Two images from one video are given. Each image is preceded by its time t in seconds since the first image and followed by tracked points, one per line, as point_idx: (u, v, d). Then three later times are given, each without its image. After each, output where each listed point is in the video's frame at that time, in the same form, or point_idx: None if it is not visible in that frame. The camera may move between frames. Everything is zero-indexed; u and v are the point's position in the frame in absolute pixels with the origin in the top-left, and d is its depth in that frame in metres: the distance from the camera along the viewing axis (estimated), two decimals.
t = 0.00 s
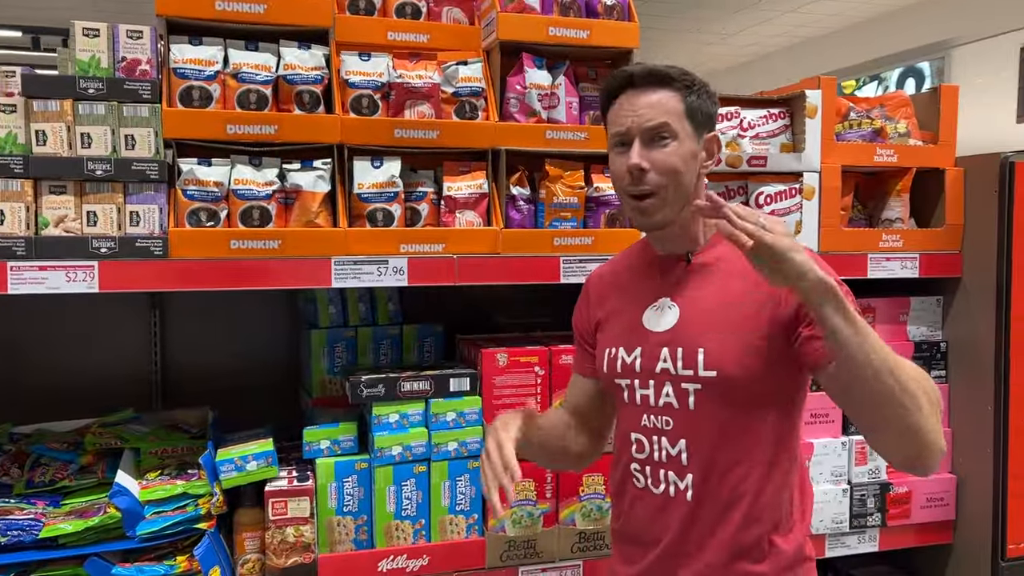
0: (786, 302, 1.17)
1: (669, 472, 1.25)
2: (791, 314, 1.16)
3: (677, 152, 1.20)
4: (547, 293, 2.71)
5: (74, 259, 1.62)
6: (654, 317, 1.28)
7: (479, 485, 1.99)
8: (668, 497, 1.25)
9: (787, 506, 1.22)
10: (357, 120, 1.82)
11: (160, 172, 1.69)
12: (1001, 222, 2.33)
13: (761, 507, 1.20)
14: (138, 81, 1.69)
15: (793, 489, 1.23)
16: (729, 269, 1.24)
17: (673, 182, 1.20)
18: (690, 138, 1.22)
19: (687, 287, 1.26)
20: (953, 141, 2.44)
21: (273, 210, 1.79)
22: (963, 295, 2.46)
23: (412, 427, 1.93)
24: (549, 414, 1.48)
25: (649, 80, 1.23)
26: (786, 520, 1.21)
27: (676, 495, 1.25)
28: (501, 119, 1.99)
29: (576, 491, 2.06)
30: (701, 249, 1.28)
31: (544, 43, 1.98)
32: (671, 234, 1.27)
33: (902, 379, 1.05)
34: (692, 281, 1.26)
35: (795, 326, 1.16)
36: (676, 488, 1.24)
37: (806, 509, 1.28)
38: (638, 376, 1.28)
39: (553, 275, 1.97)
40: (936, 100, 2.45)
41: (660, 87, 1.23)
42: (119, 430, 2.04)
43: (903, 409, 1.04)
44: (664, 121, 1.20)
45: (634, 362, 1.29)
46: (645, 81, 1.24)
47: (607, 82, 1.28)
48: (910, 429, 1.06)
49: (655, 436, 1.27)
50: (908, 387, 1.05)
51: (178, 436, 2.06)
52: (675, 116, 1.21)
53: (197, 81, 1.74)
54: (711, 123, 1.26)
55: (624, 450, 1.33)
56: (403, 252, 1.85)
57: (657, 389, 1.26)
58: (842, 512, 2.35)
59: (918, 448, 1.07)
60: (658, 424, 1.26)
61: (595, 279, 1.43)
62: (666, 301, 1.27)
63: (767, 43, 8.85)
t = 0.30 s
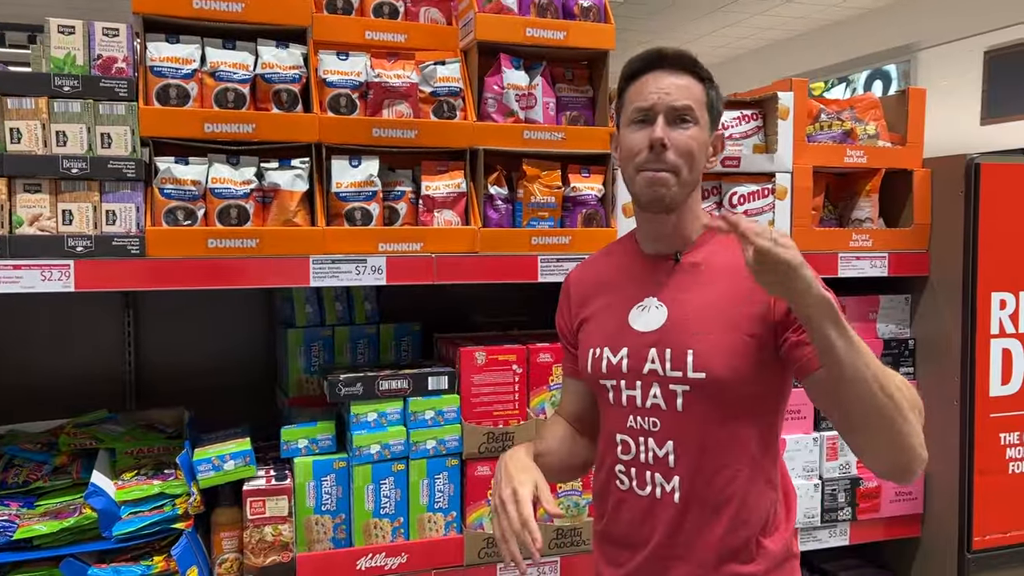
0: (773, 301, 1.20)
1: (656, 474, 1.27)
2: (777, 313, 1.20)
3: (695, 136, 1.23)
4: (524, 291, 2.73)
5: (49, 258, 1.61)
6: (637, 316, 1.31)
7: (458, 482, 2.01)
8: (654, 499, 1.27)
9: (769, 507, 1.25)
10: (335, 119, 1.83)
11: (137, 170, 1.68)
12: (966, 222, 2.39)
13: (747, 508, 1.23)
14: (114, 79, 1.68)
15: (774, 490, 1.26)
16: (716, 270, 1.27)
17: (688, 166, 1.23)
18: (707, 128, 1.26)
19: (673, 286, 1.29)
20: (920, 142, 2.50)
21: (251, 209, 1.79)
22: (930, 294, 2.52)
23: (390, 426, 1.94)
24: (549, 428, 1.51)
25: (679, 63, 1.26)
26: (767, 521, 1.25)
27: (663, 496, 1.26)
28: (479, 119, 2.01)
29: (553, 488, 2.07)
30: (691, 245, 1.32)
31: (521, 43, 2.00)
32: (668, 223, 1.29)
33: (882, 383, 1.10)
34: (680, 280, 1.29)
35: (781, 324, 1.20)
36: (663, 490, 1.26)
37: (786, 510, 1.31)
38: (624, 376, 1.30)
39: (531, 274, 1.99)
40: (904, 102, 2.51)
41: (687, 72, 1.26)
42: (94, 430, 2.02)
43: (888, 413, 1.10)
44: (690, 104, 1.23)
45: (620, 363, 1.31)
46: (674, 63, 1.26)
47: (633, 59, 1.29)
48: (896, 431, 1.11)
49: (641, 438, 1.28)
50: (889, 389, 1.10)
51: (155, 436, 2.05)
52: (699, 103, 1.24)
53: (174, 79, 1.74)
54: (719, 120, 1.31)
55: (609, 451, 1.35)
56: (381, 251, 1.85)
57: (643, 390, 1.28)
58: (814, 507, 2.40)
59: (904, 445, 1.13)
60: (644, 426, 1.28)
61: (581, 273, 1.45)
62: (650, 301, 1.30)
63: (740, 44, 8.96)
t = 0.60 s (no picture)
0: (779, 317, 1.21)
1: (654, 482, 1.29)
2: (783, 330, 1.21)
3: (707, 148, 1.23)
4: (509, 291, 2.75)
5: (34, 258, 1.61)
6: (642, 320, 1.33)
7: (443, 482, 2.02)
8: (652, 507, 1.29)
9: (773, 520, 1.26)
10: (322, 120, 1.84)
11: (123, 171, 1.68)
12: (944, 223, 2.43)
13: (749, 519, 1.24)
14: (100, 79, 1.68)
15: (778, 502, 1.27)
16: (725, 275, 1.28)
17: (699, 178, 1.23)
18: (715, 136, 1.26)
19: (675, 293, 1.31)
20: (899, 145, 2.54)
21: (237, 210, 1.79)
22: (909, 294, 2.56)
23: (376, 426, 1.95)
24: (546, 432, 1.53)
25: (686, 70, 1.23)
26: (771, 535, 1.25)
27: (660, 505, 1.29)
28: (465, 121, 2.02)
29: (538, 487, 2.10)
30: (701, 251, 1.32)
31: (506, 46, 2.01)
32: (680, 232, 1.30)
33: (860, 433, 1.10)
34: (682, 287, 1.31)
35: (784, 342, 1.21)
36: (661, 498, 1.28)
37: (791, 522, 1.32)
38: (627, 381, 1.32)
39: (516, 274, 2.01)
40: (884, 105, 2.55)
41: (692, 78, 1.25)
42: (78, 431, 2.01)
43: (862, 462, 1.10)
44: (700, 116, 1.23)
45: (623, 367, 1.33)
46: (681, 70, 1.24)
47: (634, 65, 1.27)
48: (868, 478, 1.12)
49: (643, 445, 1.31)
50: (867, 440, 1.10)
51: (140, 436, 2.04)
52: (708, 112, 1.24)
53: (160, 80, 1.74)
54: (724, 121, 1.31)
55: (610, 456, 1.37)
56: (368, 252, 1.86)
57: (645, 397, 1.30)
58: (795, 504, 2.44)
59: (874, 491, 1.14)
60: (646, 432, 1.30)
61: (592, 268, 1.46)
62: (659, 305, 1.31)
63: (723, 46, 9.02)
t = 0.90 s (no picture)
0: (785, 323, 1.22)
1: (662, 491, 1.31)
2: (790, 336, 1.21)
3: (718, 165, 1.24)
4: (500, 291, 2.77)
5: (27, 259, 1.61)
6: (648, 326, 1.33)
7: (435, 481, 2.03)
8: (660, 515, 1.30)
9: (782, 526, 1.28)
10: (314, 121, 1.85)
11: (115, 172, 1.68)
12: (931, 225, 2.46)
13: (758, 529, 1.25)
14: (93, 81, 1.69)
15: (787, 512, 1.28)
16: (734, 282, 1.28)
17: (710, 195, 1.25)
18: (724, 148, 1.26)
19: (677, 297, 1.32)
20: (887, 147, 2.56)
21: (229, 211, 1.80)
22: (897, 295, 2.59)
23: (368, 426, 1.96)
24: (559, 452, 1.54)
25: (694, 88, 1.21)
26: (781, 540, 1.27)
27: (669, 514, 1.30)
28: (457, 123, 2.03)
29: (529, 487, 2.11)
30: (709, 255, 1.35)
31: (498, 48, 2.03)
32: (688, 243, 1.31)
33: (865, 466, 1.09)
34: (683, 290, 1.32)
35: (790, 349, 1.21)
36: (669, 507, 1.30)
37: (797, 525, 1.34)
38: (634, 389, 1.33)
39: (507, 275, 2.02)
40: (872, 108, 2.58)
41: (702, 93, 1.22)
42: (71, 431, 2.02)
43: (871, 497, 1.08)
44: (711, 135, 1.22)
45: (630, 375, 1.34)
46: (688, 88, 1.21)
47: (644, 81, 1.23)
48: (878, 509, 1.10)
49: (652, 454, 1.32)
50: (873, 473, 1.09)
51: (133, 437, 2.05)
52: (718, 129, 1.23)
53: (153, 82, 1.75)
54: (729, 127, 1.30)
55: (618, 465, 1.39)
56: (360, 253, 1.88)
57: (652, 405, 1.32)
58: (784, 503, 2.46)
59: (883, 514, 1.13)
60: (653, 441, 1.32)
61: (600, 273, 1.47)
62: (665, 312, 1.32)
63: (714, 48, 9.07)
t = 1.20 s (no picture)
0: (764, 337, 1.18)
1: (649, 491, 1.33)
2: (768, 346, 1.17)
3: (629, 165, 1.26)
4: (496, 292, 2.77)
5: (24, 260, 1.62)
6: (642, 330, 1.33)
7: (431, 482, 2.04)
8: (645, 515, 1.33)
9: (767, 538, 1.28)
10: (309, 123, 1.86)
11: (112, 173, 1.69)
12: (925, 225, 2.47)
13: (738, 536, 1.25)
14: (89, 83, 1.70)
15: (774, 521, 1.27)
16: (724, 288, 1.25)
17: (628, 196, 1.28)
18: (646, 148, 1.25)
19: (665, 298, 1.32)
20: (880, 148, 2.58)
21: (225, 212, 1.81)
22: (890, 295, 2.61)
23: (364, 426, 1.96)
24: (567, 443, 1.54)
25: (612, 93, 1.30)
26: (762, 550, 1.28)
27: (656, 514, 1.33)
28: (452, 124, 2.04)
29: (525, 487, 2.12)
30: (700, 262, 1.30)
31: (493, 50, 2.04)
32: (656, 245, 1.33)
33: (759, 515, 1.06)
34: (672, 292, 1.32)
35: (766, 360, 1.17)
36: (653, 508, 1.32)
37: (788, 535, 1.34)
38: (626, 390, 1.35)
39: (502, 276, 2.02)
40: (865, 109, 2.59)
41: (624, 95, 1.27)
42: (66, 432, 2.02)
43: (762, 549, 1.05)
44: (614, 137, 1.27)
45: (623, 375, 1.36)
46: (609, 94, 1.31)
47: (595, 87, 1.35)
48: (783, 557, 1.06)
49: (640, 455, 1.34)
50: (769, 525, 1.05)
51: (129, 438, 2.05)
52: (624, 130, 1.26)
53: (149, 83, 1.75)
54: (681, 123, 1.24)
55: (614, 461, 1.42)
56: (355, 254, 1.88)
57: (641, 407, 1.33)
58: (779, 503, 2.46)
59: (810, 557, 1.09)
60: (641, 442, 1.34)
61: (606, 273, 1.50)
62: (659, 316, 1.31)
63: (708, 49, 9.09)
